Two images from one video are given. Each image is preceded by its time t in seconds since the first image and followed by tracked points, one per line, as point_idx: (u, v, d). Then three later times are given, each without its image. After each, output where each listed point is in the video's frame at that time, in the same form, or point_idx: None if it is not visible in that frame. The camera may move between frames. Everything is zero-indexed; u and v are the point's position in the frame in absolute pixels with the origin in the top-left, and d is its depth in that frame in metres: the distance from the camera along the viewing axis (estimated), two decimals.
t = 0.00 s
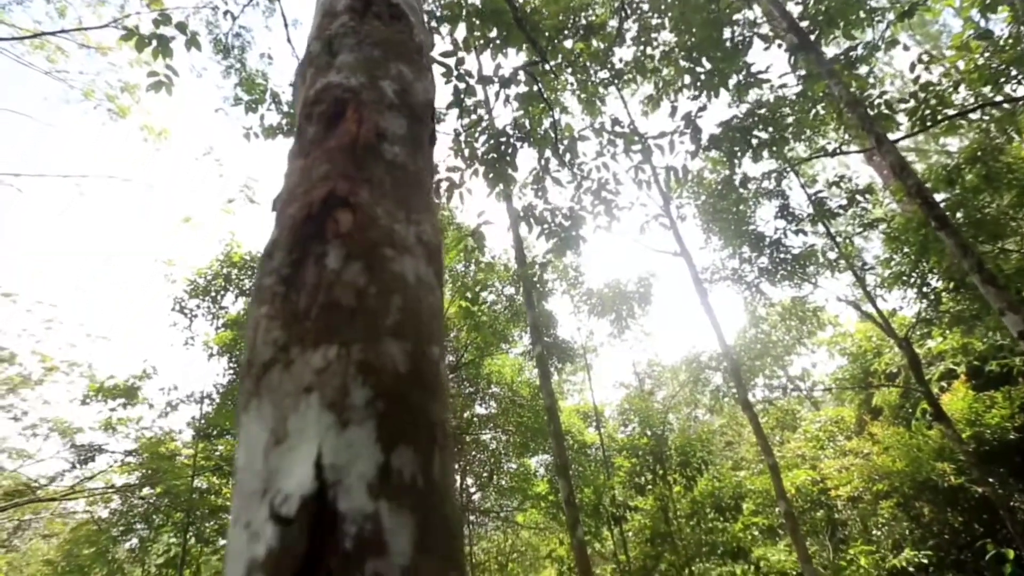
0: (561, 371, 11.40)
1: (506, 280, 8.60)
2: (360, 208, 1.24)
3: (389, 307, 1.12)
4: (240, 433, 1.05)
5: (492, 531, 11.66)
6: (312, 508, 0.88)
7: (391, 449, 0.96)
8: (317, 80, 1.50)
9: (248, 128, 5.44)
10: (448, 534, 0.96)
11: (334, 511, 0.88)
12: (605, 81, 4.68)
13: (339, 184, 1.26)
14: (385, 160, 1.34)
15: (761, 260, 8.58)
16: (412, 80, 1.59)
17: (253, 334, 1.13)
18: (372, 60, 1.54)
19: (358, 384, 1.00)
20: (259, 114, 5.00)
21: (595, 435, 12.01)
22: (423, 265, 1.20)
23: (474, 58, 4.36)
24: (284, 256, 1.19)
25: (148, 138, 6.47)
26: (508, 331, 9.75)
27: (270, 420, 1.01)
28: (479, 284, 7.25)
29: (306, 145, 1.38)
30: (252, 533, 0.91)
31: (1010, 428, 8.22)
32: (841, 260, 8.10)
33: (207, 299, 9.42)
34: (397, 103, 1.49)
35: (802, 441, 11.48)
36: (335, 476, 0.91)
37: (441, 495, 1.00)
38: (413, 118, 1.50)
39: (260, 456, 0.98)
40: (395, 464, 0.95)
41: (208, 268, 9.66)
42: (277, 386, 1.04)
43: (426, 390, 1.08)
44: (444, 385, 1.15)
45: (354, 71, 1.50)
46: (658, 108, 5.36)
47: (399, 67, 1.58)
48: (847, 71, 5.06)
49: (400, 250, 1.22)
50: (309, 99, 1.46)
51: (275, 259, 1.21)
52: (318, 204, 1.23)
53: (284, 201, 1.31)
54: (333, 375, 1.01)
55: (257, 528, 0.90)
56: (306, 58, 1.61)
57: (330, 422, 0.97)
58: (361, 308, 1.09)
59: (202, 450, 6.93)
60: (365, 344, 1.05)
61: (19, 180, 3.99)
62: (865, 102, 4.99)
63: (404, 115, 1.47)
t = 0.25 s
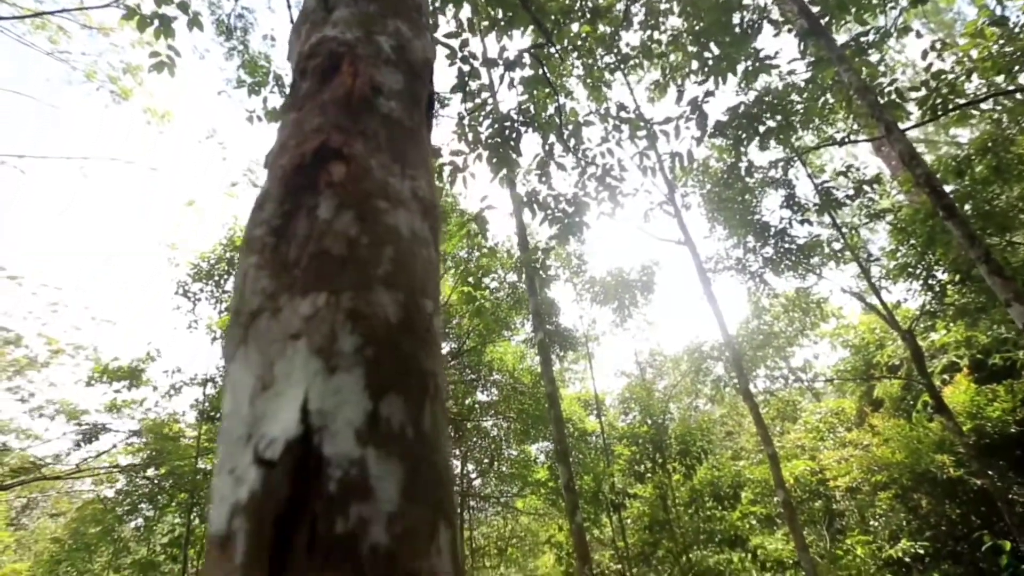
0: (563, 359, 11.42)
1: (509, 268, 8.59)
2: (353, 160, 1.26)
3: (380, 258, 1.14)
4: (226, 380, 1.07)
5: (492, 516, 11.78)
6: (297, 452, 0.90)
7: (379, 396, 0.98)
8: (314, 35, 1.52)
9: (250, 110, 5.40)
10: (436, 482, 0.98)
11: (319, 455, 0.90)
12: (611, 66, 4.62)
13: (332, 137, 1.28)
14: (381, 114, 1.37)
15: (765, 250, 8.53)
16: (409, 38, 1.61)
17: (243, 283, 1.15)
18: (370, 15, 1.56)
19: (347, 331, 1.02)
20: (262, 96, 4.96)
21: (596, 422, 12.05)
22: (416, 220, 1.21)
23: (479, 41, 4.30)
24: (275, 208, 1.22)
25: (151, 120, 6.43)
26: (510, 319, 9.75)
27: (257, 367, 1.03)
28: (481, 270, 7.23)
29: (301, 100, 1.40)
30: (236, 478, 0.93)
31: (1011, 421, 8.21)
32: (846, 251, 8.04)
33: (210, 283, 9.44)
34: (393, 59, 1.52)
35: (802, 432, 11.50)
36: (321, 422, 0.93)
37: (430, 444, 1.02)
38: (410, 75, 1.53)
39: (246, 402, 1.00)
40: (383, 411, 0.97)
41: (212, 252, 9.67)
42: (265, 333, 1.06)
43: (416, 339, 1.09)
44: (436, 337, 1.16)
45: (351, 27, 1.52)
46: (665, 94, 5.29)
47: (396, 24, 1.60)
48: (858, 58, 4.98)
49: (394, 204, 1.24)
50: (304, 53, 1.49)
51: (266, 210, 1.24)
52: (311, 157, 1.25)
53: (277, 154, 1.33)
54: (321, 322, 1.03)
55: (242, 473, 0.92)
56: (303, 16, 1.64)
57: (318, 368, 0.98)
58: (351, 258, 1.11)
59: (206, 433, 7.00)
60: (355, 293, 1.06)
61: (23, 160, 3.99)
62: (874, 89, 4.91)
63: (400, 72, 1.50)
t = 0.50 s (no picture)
0: (562, 344, 11.44)
1: (511, 252, 8.56)
2: (344, 100, 1.28)
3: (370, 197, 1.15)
4: (211, 315, 1.08)
5: (490, 497, 11.90)
6: (280, 380, 0.91)
7: (365, 331, 0.99)
8: None
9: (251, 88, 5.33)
10: (422, 417, 0.99)
11: (301, 384, 0.91)
12: (617, 48, 4.54)
13: (323, 78, 1.31)
14: (374, 57, 1.40)
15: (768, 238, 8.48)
16: None
17: (229, 220, 1.17)
18: None
19: (334, 264, 1.03)
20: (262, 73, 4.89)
21: (594, 408, 12.12)
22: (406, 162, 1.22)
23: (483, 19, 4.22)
24: (264, 147, 1.24)
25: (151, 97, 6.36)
26: (510, 304, 9.74)
27: (241, 301, 1.04)
28: (482, 254, 7.21)
29: (295, 44, 1.42)
30: (217, 407, 0.94)
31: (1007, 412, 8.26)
32: (849, 241, 8.00)
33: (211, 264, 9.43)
34: (388, 4, 1.54)
35: (799, 420, 11.56)
36: (305, 353, 0.94)
37: (417, 380, 1.03)
38: (405, 23, 1.56)
39: (229, 335, 1.01)
40: (369, 345, 0.99)
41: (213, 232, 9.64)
42: (251, 267, 1.08)
43: (405, 277, 1.11)
44: (426, 278, 1.18)
45: None
46: (671, 77, 5.22)
47: None
48: (869, 42, 4.88)
49: (386, 146, 1.25)
50: None
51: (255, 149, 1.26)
52: (302, 95, 1.28)
53: (269, 95, 1.35)
54: (307, 256, 1.04)
55: (222, 402, 0.94)
56: None
57: (303, 298, 1.00)
58: (340, 194, 1.12)
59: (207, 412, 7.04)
60: (344, 228, 1.08)
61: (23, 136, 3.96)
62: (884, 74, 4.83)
63: (395, 17, 1.54)
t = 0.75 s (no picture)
0: (562, 333, 11.46)
1: (510, 241, 8.54)
2: (333, 59, 1.27)
3: (360, 154, 1.14)
4: (197, 269, 1.09)
5: (488, 485, 12.00)
6: (264, 330, 0.92)
7: (352, 284, 1.00)
8: None
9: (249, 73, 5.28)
10: (409, 372, 0.99)
11: (285, 334, 0.92)
12: (619, 33, 4.49)
13: (313, 36, 1.31)
14: (366, 18, 1.39)
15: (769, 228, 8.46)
16: None
17: (217, 177, 1.18)
18: None
19: (320, 219, 1.03)
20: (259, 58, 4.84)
21: (593, 397, 12.17)
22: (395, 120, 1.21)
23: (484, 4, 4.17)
24: (252, 106, 1.24)
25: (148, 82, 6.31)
26: (510, 292, 9.74)
27: (226, 255, 1.05)
28: (481, 242, 7.19)
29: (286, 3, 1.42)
30: (201, 357, 0.96)
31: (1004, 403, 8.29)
32: (850, 231, 7.98)
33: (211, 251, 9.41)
34: None
35: (796, 410, 11.62)
36: (289, 304, 0.95)
37: (405, 336, 1.03)
38: None
39: (215, 288, 1.02)
40: (355, 299, 0.99)
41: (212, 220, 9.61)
42: (236, 222, 1.08)
43: (394, 234, 1.10)
44: (416, 238, 1.17)
45: None
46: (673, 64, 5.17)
47: None
48: (873, 28, 4.83)
49: (376, 105, 1.24)
50: None
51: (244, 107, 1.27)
52: (292, 54, 1.28)
53: (259, 54, 1.35)
54: (294, 210, 1.04)
55: (207, 352, 0.95)
56: None
57: (288, 252, 1.00)
58: (328, 150, 1.12)
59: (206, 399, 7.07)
60: (331, 184, 1.08)
61: (22, 120, 3.93)
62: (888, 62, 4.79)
63: None
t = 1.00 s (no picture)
0: (561, 321, 11.46)
1: (510, 228, 8.51)
2: (321, 21, 1.30)
3: (348, 113, 1.16)
4: (184, 225, 1.09)
5: (488, 471, 12.11)
6: (249, 279, 0.93)
7: (338, 238, 1.00)
8: None
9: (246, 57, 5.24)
10: (396, 326, 1.00)
11: (270, 283, 0.93)
12: (620, 18, 4.44)
13: None
14: None
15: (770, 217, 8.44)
16: None
17: (205, 135, 1.19)
18: None
19: (307, 173, 1.04)
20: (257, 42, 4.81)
21: (592, 385, 12.22)
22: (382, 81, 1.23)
23: None
24: (241, 66, 1.26)
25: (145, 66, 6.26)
26: (510, 280, 9.74)
27: (213, 210, 1.05)
28: (481, 229, 7.17)
29: None
30: (186, 309, 0.96)
31: (1000, 393, 8.34)
32: (851, 221, 7.95)
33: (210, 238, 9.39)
34: None
35: (794, 399, 11.68)
36: (275, 255, 0.96)
37: (392, 292, 1.03)
38: None
39: (201, 240, 1.03)
40: (341, 252, 1.00)
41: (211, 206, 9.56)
42: (223, 177, 1.09)
43: (382, 190, 1.12)
44: (404, 197, 1.19)
45: None
46: (675, 50, 5.11)
47: None
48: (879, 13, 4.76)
49: (366, 67, 1.27)
50: None
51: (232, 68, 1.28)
52: (281, 15, 1.30)
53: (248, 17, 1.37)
54: (281, 163, 1.05)
55: (193, 302, 0.96)
56: None
57: (274, 204, 1.01)
58: (316, 108, 1.14)
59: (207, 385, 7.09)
60: (319, 140, 1.09)
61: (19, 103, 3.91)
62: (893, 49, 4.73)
63: None
